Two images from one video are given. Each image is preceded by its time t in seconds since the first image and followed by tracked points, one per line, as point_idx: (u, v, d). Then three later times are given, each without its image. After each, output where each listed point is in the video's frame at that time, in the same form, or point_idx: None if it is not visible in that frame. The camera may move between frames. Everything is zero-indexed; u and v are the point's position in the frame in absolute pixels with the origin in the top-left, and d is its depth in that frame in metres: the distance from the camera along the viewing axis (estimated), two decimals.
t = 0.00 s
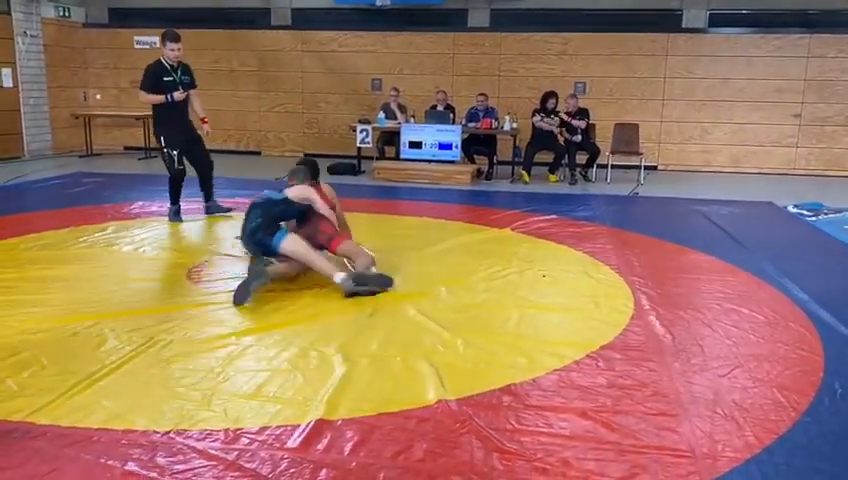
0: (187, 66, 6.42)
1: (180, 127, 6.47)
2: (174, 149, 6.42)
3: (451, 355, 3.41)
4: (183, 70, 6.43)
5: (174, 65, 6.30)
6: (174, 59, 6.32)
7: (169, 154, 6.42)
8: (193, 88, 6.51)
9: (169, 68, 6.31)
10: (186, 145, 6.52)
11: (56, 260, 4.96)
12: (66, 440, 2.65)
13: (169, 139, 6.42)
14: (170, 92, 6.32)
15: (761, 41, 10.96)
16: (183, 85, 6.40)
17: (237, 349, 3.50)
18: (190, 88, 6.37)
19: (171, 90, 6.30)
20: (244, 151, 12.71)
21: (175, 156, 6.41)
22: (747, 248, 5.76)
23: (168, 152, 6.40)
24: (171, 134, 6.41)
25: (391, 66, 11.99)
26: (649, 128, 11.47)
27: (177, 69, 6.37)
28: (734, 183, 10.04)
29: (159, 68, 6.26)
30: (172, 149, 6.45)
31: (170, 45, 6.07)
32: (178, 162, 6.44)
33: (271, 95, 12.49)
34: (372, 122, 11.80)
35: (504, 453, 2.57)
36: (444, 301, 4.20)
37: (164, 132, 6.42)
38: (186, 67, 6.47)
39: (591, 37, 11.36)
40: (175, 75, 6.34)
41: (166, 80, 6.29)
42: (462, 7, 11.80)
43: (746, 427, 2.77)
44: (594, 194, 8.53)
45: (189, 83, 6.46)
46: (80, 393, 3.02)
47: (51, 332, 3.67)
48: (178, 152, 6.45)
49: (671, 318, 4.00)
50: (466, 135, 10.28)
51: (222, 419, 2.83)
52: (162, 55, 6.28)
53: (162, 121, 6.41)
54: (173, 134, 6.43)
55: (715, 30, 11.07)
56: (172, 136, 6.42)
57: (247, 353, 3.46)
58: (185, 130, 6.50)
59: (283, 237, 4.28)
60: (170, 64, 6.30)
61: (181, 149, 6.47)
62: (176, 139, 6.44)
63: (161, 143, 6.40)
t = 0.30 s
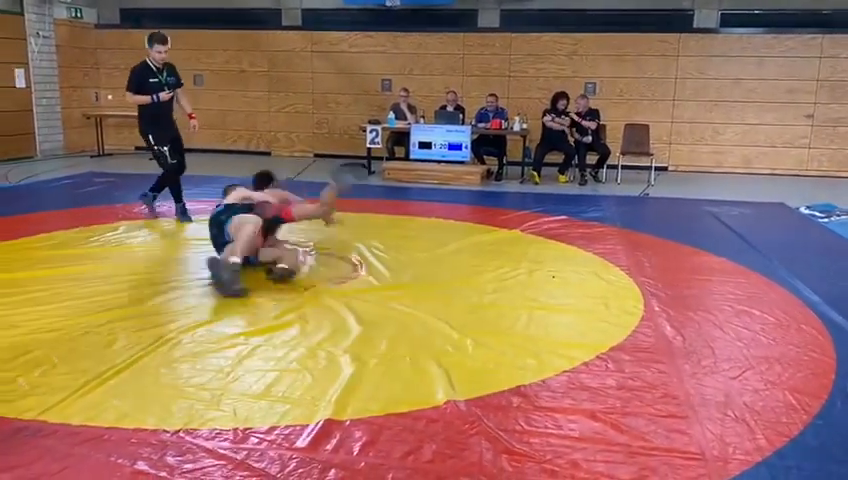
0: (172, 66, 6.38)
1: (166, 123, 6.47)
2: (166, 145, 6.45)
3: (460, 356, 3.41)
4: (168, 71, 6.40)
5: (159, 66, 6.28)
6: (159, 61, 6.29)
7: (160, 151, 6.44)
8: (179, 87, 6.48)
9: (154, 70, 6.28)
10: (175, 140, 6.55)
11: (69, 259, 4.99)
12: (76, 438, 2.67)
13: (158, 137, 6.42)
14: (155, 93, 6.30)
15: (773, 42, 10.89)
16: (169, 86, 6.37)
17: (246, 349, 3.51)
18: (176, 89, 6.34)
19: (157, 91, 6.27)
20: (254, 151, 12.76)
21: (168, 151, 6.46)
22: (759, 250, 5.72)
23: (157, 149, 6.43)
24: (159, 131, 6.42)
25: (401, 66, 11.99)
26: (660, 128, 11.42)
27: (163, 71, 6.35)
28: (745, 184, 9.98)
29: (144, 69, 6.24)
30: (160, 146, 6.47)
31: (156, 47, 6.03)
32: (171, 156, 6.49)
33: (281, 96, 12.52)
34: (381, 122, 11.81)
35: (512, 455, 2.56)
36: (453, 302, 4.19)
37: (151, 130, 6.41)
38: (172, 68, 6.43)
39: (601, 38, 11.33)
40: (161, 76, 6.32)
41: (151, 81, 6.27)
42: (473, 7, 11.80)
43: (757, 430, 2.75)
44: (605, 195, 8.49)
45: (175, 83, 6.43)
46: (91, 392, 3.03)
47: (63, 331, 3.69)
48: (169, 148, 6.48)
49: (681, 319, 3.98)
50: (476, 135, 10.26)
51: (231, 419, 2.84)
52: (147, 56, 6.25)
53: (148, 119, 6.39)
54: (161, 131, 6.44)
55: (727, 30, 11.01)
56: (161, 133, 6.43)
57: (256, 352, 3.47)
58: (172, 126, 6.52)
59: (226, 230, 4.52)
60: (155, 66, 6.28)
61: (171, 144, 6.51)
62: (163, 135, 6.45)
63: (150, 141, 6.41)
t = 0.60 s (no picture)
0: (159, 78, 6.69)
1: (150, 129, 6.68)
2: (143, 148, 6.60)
3: (477, 359, 3.41)
4: (155, 82, 6.70)
5: (146, 76, 6.58)
6: (146, 71, 6.59)
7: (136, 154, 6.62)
8: (164, 100, 6.77)
9: (141, 79, 6.57)
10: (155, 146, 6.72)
11: (90, 259, 5.06)
12: (96, 437, 2.69)
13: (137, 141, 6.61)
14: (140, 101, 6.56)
15: (794, 45, 10.79)
16: (155, 96, 6.67)
17: (263, 349, 3.53)
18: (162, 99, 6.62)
19: (142, 99, 6.54)
20: (272, 154, 12.83)
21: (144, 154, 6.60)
22: (778, 255, 5.67)
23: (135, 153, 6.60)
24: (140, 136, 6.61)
25: (418, 69, 12.01)
26: (678, 132, 11.35)
27: (149, 81, 6.64)
28: (765, 189, 9.89)
29: (131, 78, 6.53)
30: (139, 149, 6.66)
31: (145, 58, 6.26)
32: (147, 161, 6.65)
33: (299, 98, 12.58)
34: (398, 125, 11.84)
35: (529, 458, 2.56)
36: (470, 305, 4.19)
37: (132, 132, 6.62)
38: (158, 79, 6.74)
39: (619, 41, 11.28)
40: (147, 86, 6.61)
41: (137, 91, 6.55)
42: (491, 10, 11.80)
43: (778, 436, 2.72)
44: (622, 198, 8.46)
45: (160, 94, 6.73)
46: (111, 391, 3.07)
47: (84, 330, 3.74)
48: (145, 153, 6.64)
49: (699, 324, 3.95)
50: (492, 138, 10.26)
51: (249, 419, 2.86)
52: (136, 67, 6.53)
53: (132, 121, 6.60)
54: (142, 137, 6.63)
55: (747, 34, 10.92)
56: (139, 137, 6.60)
57: (274, 353, 3.49)
58: (154, 134, 6.69)
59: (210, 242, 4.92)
60: (142, 75, 6.57)
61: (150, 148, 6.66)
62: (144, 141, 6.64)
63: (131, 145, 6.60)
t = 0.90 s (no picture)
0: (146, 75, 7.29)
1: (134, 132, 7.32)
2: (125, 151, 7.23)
3: (501, 364, 3.40)
4: (143, 79, 7.29)
5: (135, 73, 7.18)
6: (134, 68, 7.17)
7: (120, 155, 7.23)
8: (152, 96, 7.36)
9: (130, 76, 7.16)
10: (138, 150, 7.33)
11: (120, 260, 5.14)
12: (125, 435, 2.74)
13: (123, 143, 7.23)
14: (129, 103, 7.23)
15: (824, 50, 10.65)
16: (143, 91, 7.25)
17: (288, 351, 3.56)
18: (148, 93, 7.22)
19: (129, 93, 7.12)
20: (297, 157, 12.93)
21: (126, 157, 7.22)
22: (807, 263, 5.59)
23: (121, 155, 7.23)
24: (126, 138, 7.23)
25: (443, 73, 12.04)
26: (704, 138, 11.24)
27: (138, 78, 7.24)
28: (794, 196, 9.76)
29: (121, 74, 7.14)
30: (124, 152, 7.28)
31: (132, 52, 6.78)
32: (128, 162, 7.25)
33: (324, 102, 12.67)
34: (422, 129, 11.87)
35: (553, 464, 2.55)
36: (494, 310, 4.18)
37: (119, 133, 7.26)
38: (146, 76, 7.34)
39: (646, 46, 11.22)
40: (135, 82, 7.21)
41: (126, 86, 7.15)
42: (515, 15, 11.74)
43: (807, 448, 2.68)
44: (648, 204, 8.40)
45: (148, 90, 7.33)
46: (140, 390, 3.11)
47: (113, 329, 3.80)
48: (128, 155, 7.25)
49: (726, 332, 3.91)
50: (517, 143, 10.24)
51: (274, 420, 2.88)
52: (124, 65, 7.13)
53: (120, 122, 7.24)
54: (128, 138, 7.25)
55: (776, 39, 10.79)
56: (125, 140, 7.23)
57: (299, 355, 3.51)
58: (138, 136, 7.31)
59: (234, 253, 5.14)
60: (130, 73, 7.17)
61: (132, 152, 7.28)
62: (130, 143, 7.26)
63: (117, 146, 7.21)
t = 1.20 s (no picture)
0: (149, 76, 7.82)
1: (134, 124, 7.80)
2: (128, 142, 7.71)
3: (522, 370, 3.40)
4: (146, 79, 7.82)
5: (139, 72, 7.68)
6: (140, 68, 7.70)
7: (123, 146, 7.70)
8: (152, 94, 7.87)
9: (134, 74, 7.67)
10: (138, 141, 7.83)
11: (145, 261, 5.20)
12: (150, 433, 2.77)
13: (125, 134, 7.70)
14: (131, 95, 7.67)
15: None
16: (146, 90, 7.77)
17: (310, 352, 3.59)
18: (151, 93, 7.75)
19: (134, 88, 7.65)
20: (319, 161, 13.01)
21: (128, 149, 7.70)
22: (833, 272, 5.52)
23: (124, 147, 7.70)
24: (128, 130, 7.70)
25: (465, 78, 12.06)
26: (729, 145, 11.14)
27: (142, 76, 7.76)
28: (820, 204, 9.62)
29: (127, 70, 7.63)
30: (124, 143, 7.75)
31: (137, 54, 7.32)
32: (130, 154, 7.73)
33: (347, 106, 12.75)
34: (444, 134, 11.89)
35: (574, 471, 2.54)
36: (515, 315, 4.18)
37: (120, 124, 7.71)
38: (148, 77, 7.85)
39: (671, 52, 11.15)
40: (138, 80, 7.71)
41: (131, 82, 7.65)
42: (539, 20, 11.69)
43: (832, 459, 2.65)
44: (671, 211, 8.34)
45: (150, 89, 7.84)
46: (164, 389, 3.15)
47: (138, 329, 3.85)
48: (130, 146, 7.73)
49: (750, 341, 3.87)
50: (539, 148, 10.21)
51: (296, 421, 2.90)
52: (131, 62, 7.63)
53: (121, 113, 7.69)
54: (131, 131, 7.73)
55: (803, 45, 10.67)
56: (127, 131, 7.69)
57: (320, 357, 3.54)
58: (139, 130, 7.82)
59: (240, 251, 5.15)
60: (136, 71, 7.69)
61: (133, 144, 7.77)
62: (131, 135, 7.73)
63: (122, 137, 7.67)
